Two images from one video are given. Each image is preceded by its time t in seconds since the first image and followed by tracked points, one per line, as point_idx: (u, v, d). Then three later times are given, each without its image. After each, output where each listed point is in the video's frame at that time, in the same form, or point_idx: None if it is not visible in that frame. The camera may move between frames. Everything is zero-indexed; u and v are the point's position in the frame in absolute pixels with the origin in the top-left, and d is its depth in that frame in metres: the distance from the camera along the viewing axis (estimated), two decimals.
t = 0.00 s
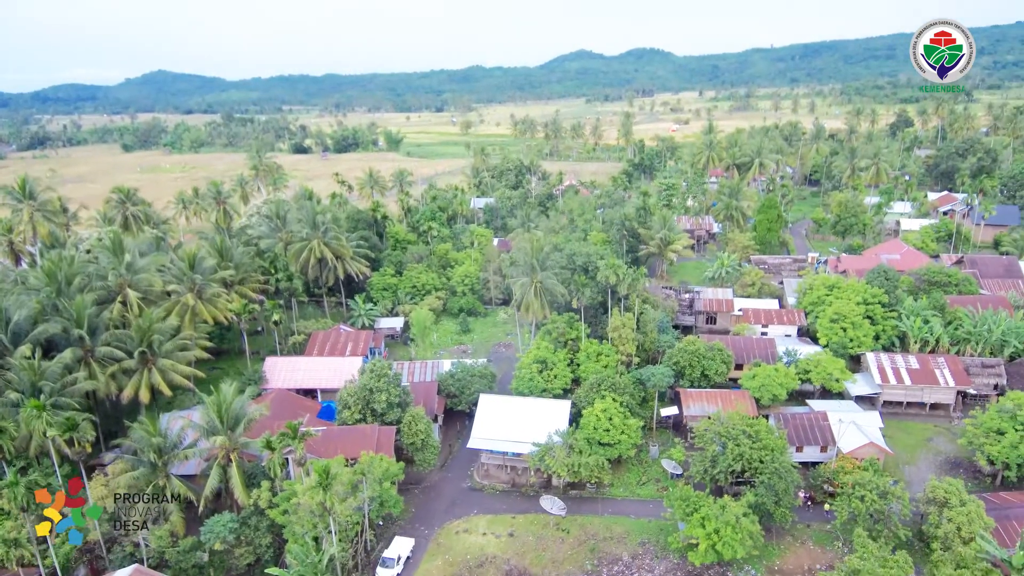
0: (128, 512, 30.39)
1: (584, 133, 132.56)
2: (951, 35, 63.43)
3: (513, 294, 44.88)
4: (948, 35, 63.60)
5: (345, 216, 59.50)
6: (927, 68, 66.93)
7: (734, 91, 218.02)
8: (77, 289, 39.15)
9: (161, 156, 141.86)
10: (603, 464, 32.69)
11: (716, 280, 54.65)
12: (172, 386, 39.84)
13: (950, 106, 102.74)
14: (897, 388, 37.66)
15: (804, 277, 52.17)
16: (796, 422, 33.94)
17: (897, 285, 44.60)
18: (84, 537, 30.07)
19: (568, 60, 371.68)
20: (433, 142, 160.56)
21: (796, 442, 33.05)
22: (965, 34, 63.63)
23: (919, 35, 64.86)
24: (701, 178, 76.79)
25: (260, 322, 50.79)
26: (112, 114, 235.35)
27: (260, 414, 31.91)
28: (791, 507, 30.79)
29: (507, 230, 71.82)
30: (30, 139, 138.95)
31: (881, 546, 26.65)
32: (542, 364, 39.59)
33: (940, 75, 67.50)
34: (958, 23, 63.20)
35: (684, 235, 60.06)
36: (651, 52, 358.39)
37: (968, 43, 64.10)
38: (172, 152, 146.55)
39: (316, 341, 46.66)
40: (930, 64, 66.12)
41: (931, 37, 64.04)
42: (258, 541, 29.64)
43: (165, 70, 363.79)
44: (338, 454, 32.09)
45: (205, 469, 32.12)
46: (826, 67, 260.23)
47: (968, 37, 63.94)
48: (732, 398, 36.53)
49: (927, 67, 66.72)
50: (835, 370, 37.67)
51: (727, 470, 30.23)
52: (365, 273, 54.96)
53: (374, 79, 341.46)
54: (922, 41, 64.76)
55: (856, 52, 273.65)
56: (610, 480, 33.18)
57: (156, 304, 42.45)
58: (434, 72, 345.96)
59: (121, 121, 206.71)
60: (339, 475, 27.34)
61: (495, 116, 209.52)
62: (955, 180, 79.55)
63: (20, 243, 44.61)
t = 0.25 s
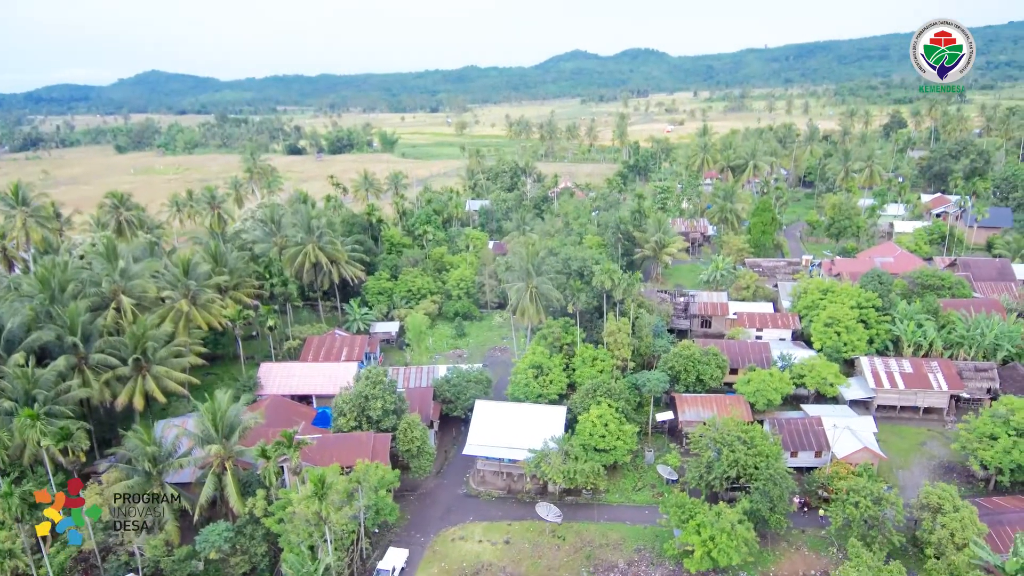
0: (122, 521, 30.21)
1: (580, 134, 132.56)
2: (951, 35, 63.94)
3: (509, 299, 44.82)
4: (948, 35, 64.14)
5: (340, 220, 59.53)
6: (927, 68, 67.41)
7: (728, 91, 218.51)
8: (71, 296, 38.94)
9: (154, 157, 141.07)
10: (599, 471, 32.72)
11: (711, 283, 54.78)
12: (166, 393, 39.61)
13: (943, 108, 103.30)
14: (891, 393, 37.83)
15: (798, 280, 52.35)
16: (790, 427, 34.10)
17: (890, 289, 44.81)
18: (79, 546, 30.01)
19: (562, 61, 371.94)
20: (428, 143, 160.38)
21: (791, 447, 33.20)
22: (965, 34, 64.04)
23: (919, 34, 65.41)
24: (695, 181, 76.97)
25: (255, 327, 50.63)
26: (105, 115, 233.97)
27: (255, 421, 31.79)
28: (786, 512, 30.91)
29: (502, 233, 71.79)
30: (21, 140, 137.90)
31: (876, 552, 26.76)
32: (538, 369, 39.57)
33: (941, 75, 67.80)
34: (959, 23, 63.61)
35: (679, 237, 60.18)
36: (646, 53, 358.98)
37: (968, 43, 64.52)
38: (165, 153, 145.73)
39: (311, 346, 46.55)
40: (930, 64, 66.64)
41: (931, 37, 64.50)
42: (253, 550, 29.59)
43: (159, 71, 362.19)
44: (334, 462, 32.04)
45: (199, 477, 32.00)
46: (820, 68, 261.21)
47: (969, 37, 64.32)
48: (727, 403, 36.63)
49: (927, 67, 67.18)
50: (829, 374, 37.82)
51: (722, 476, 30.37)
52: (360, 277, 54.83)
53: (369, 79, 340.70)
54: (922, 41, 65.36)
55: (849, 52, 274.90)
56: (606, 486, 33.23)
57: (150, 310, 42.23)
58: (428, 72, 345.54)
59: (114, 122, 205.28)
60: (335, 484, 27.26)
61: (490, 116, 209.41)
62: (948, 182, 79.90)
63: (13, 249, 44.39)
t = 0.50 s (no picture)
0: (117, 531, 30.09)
1: (575, 136, 132.65)
2: (951, 35, 64.31)
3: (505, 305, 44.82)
4: (948, 35, 64.50)
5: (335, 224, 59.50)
6: (927, 68, 67.83)
7: (723, 92, 219.12)
8: (65, 303, 38.75)
9: (148, 159, 140.38)
10: (595, 478, 32.78)
11: (706, 287, 54.90)
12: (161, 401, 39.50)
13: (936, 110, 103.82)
14: (885, 398, 38.03)
15: (793, 284, 52.51)
16: (785, 433, 34.28)
17: (884, 293, 45.02)
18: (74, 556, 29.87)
19: (557, 61, 371.98)
20: (424, 145, 160.29)
21: (786, 453, 33.38)
22: (965, 34, 64.44)
23: (920, 35, 65.79)
24: (691, 184, 77.16)
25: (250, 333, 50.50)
26: (98, 117, 232.70)
27: (250, 431, 31.72)
28: (782, 519, 31.05)
29: (498, 237, 71.77)
30: (14, 142, 137.01)
31: (870, 559, 26.91)
32: (534, 375, 39.60)
33: (940, 75, 68.25)
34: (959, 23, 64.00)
35: (674, 241, 60.30)
36: (641, 53, 359.48)
37: (968, 43, 64.99)
38: (159, 155, 145.09)
39: (306, 352, 46.46)
40: (930, 64, 67.01)
41: (931, 36, 64.89)
42: (248, 560, 29.48)
43: (152, 71, 360.63)
44: (329, 470, 32.00)
45: (194, 487, 31.90)
46: (814, 68, 262.24)
47: (968, 37, 64.71)
48: (722, 409, 36.77)
49: (927, 67, 67.59)
50: (824, 380, 37.97)
51: (718, 483, 30.51)
52: (355, 282, 54.74)
53: (364, 80, 340.08)
54: (922, 42, 65.75)
55: (843, 53, 276.07)
56: (602, 493, 33.29)
57: (145, 317, 42.08)
58: (424, 73, 345.20)
59: (107, 123, 204.21)
60: (330, 495, 27.22)
61: (485, 117, 209.29)
62: (941, 184, 80.28)
63: (6, 256, 44.14)
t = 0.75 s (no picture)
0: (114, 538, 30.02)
1: (571, 137, 132.70)
2: (951, 35, 64.53)
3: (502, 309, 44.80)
4: (948, 36, 64.72)
5: (332, 228, 59.46)
6: (927, 68, 68.06)
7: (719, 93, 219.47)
8: (61, 310, 38.60)
9: (144, 160, 139.95)
10: (593, 484, 32.82)
11: (703, 290, 55.01)
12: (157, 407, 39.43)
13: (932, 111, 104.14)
14: (881, 402, 38.16)
15: (789, 288, 52.62)
16: (782, 438, 34.44)
17: (880, 297, 45.16)
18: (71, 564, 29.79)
19: (554, 61, 371.97)
20: (420, 145, 160.17)
21: (782, 458, 33.55)
22: (965, 35, 64.68)
23: (920, 35, 66.05)
24: (687, 186, 77.30)
25: (246, 337, 50.43)
26: (93, 117, 231.90)
27: (247, 438, 31.68)
28: (779, 525, 31.18)
29: (495, 239, 71.74)
30: (9, 144, 136.44)
31: (866, 565, 27.02)
32: (532, 380, 39.62)
33: (940, 75, 68.49)
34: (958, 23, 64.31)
35: (671, 244, 60.39)
36: (637, 53, 359.79)
37: (968, 43, 65.24)
38: (155, 156, 144.63)
39: (303, 357, 46.39)
40: (930, 64, 67.27)
41: (931, 37, 65.20)
42: (245, 568, 29.45)
43: (148, 71, 359.60)
44: (327, 478, 32.00)
45: (191, 494, 31.86)
46: (809, 68, 262.92)
47: (967, 37, 65.11)
48: (719, 414, 36.88)
49: (927, 67, 67.84)
50: (820, 385, 38.09)
51: (715, 489, 30.64)
52: (352, 286, 54.67)
53: (360, 80, 339.70)
54: (922, 42, 66.03)
55: (839, 53, 276.84)
56: (599, 499, 33.34)
57: (141, 323, 41.97)
58: (420, 73, 345.09)
59: (102, 124, 203.51)
60: (327, 503, 27.19)
61: (482, 118, 209.33)
62: (937, 186, 80.51)
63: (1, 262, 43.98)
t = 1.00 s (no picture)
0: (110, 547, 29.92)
1: (567, 138, 132.80)
2: (951, 35, 64.76)
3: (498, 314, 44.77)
4: (948, 36, 64.94)
5: (328, 232, 59.41)
6: (927, 68, 68.24)
7: (714, 94, 220.06)
8: (55, 317, 38.41)
9: (138, 162, 139.43)
10: (589, 490, 32.86)
11: (698, 294, 55.13)
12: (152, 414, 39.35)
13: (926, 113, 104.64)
14: (876, 407, 38.33)
15: (784, 291, 52.77)
16: (777, 443, 34.65)
17: (875, 301, 45.34)
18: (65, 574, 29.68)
19: (549, 62, 372.23)
20: (416, 146, 160.06)
21: (778, 464, 33.73)
22: (965, 35, 64.91)
23: (920, 35, 66.37)
24: (683, 189, 77.48)
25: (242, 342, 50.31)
26: (87, 118, 230.95)
27: (243, 446, 31.62)
28: (775, 530, 31.33)
29: (491, 242, 71.76)
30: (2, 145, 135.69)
31: (862, 572, 27.13)
32: (528, 386, 39.62)
33: (940, 75, 68.57)
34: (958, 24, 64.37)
35: (667, 247, 60.51)
36: (632, 54, 360.33)
37: (968, 43, 65.46)
38: (150, 157, 144.06)
39: (299, 362, 46.31)
40: (930, 64, 67.47)
41: (931, 37, 65.33)
42: None
43: (142, 71, 358.21)
44: (323, 486, 31.97)
45: (186, 503, 31.78)
46: (804, 69, 263.85)
47: (967, 37, 65.17)
48: (714, 419, 37.02)
49: (927, 67, 68.04)
50: (815, 390, 38.22)
51: (711, 496, 30.77)
52: (348, 290, 54.59)
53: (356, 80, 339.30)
54: (922, 41, 66.37)
55: (833, 54, 277.92)
56: (595, 505, 33.39)
57: (136, 329, 41.80)
58: (415, 73, 344.81)
59: (97, 125, 202.67)
60: (324, 512, 27.14)
61: (478, 119, 209.32)
62: (931, 188, 80.85)
63: None
